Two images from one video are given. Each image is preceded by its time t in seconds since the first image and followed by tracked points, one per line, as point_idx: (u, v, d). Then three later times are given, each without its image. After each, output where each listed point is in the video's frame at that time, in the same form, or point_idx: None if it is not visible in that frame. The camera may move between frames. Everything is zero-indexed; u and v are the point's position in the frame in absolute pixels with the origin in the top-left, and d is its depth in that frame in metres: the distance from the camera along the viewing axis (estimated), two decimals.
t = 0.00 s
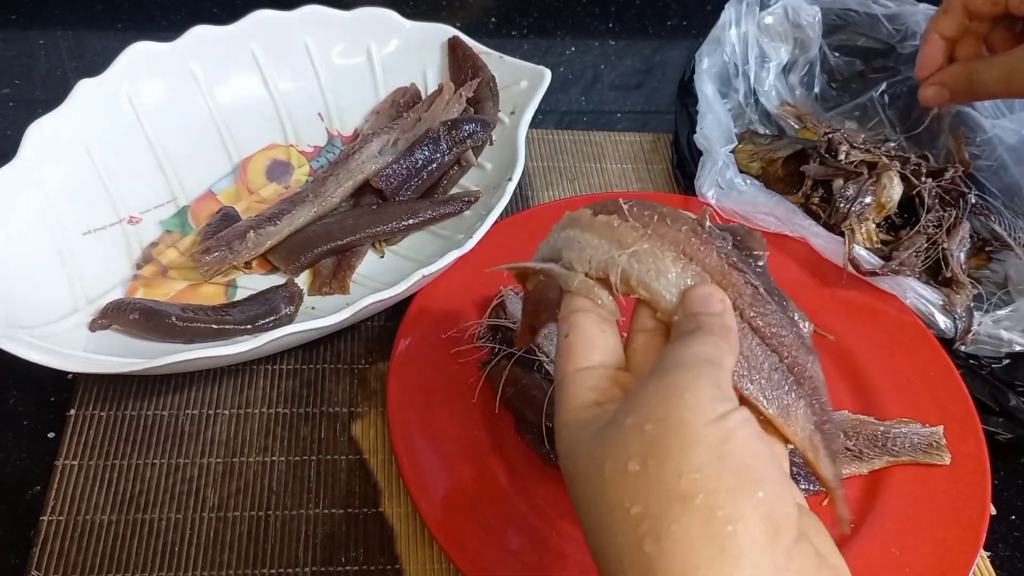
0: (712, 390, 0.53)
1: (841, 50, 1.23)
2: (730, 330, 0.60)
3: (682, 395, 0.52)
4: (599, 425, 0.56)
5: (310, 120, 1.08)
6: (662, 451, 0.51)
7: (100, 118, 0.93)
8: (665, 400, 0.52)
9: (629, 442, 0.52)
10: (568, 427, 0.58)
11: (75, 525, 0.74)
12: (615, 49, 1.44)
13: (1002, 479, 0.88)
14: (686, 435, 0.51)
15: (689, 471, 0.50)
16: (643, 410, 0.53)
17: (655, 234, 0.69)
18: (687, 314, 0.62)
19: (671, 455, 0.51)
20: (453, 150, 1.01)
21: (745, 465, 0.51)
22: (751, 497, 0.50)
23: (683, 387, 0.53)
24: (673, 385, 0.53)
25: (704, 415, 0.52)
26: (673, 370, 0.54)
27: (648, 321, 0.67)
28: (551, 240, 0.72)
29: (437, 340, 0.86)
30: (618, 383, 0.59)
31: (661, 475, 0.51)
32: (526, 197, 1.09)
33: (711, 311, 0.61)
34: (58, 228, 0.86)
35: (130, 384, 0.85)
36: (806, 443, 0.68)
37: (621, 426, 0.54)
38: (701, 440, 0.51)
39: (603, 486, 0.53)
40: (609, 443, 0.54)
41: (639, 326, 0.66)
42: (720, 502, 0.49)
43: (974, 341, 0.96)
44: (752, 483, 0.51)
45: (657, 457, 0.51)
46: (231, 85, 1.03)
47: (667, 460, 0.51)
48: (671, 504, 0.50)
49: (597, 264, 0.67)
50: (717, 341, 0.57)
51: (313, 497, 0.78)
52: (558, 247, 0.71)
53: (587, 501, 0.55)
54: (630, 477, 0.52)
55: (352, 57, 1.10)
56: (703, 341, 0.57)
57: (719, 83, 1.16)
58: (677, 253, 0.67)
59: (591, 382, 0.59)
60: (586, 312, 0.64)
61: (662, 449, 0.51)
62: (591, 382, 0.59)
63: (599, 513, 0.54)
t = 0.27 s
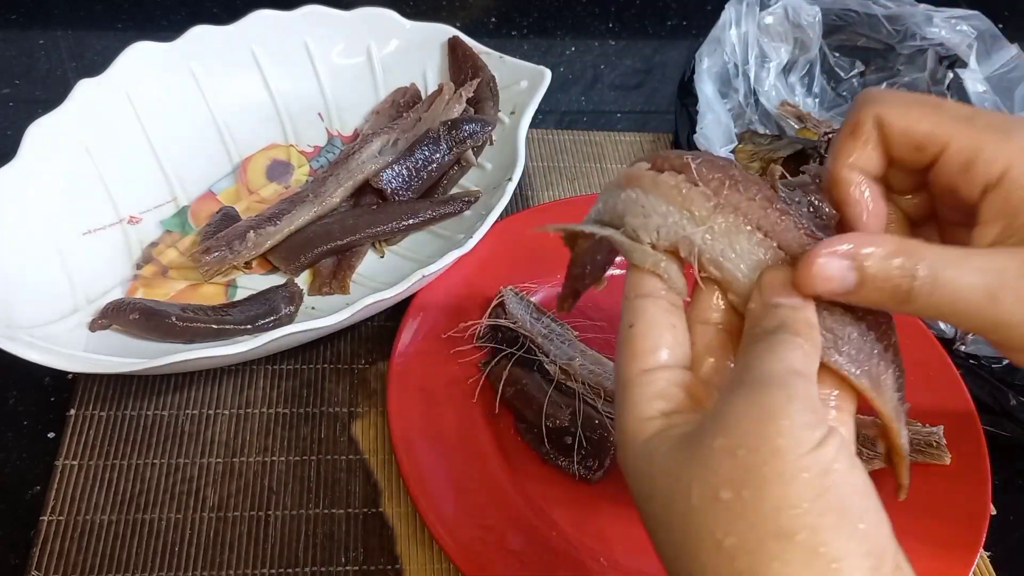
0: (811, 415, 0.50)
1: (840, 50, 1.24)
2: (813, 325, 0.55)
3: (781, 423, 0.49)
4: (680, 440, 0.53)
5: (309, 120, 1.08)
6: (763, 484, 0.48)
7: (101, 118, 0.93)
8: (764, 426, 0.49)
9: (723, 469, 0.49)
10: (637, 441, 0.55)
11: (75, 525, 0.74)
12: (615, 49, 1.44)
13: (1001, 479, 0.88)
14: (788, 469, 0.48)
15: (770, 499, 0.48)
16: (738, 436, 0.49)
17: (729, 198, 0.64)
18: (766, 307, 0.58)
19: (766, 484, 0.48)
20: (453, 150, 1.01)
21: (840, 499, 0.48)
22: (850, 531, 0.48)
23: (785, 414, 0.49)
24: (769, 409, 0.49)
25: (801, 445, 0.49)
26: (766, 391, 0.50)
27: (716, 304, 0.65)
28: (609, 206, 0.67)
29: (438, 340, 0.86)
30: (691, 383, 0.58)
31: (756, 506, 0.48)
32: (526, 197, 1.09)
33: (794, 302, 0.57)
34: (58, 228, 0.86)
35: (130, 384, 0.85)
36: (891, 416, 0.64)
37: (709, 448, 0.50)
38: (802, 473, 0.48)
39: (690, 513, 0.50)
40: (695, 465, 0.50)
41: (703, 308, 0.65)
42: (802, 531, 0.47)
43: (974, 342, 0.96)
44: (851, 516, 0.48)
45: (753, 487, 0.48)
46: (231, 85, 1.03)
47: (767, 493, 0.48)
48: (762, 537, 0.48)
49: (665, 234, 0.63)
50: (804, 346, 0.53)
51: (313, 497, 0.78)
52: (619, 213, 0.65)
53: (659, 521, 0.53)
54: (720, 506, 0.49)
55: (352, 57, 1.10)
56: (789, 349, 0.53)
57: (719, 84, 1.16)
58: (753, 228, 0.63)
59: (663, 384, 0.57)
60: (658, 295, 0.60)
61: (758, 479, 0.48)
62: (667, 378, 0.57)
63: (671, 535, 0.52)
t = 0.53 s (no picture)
0: (772, 429, 0.48)
1: (840, 50, 1.24)
2: (763, 324, 0.53)
3: (742, 442, 0.47)
4: (646, 463, 0.51)
5: (309, 120, 1.08)
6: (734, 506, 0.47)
7: (100, 118, 0.93)
8: (722, 445, 0.47)
9: (690, 495, 0.48)
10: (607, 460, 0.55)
11: (75, 525, 0.74)
12: (615, 49, 1.44)
13: (1001, 479, 0.88)
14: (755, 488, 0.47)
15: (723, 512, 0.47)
16: (702, 461, 0.47)
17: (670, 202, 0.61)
18: (715, 311, 0.56)
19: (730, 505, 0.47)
20: (453, 150, 1.01)
21: (813, 513, 0.47)
22: (825, 544, 0.47)
23: (749, 434, 0.47)
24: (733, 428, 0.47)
25: (768, 460, 0.47)
26: (724, 407, 0.47)
27: (667, 304, 0.63)
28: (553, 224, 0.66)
29: (438, 340, 0.86)
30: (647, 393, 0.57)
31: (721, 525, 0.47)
32: (526, 197, 1.09)
33: (740, 302, 0.55)
34: (58, 228, 0.86)
35: (130, 384, 0.85)
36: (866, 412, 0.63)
37: (675, 473, 0.49)
38: (768, 492, 0.47)
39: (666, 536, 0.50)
40: (661, 490, 0.49)
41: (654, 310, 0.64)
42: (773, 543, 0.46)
43: (974, 341, 0.97)
44: (823, 528, 0.47)
45: (719, 511, 0.47)
46: (231, 85, 1.03)
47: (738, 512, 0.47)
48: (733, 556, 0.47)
49: (608, 247, 0.62)
50: (758, 349, 0.51)
51: (313, 497, 0.78)
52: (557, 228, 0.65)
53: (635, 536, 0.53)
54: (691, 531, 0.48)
55: (352, 57, 1.10)
56: (745, 355, 0.51)
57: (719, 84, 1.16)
58: (696, 229, 0.60)
59: (625, 393, 0.57)
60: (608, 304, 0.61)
61: (722, 497, 0.47)
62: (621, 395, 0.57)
63: (652, 553, 0.51)
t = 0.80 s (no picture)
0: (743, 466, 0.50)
1: (840, 50, 1.24)
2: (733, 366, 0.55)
3: (722, 470, 0.49)
4: (621, 486, 0.52)
5: (309, 120, 1.08)
6: (704, 527, 0.48)
7: (100, 118, 0.93)
8: (702, 473, 0.49)
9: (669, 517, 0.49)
10: (570, 485, 0.55)
11: (75, 525, 0.74)
12: (615, 49, 1.44)
13: (1001, 480, 0.88)
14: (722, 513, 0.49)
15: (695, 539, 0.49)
16: (680, 481, 0.49)
17: (651, 233, 0.60)
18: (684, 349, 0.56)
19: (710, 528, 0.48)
20: (453, 150, 1.01)
21: (777, 539, 0.49)
22: None
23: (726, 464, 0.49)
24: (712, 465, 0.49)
25: (743, 492, 0.49)
26: (699, 439, 0.50)
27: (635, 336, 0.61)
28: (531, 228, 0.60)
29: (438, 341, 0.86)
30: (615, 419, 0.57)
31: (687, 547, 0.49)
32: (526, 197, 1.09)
33: (713, 344, 0.55)
34: (58, 228, 0.86)
35: (130, 384, 0.85)
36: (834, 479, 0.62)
37: (652, 492, 0.50)
38: (738, 521, 0.48)
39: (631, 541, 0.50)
40: (636, 511, 0.50)
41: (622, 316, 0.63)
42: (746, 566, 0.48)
43: (974, 341, 0.96)
44: (795, 560, 0.49)
45: (695, 533, 0.48)
46: (231, 85, 1.03)
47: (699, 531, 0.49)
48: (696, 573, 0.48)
49: (591, 265, 0.59)
50: (732, 387, 0.53)
51: (313, 498, 0.78)
52: (545, 237, 0.59)
53: (591, 549, 0.53)
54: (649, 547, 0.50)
55: (352, 57, 1.10)
56: (720, 390, 0.52)
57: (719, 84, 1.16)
58: (672, 268, 0.60)
59: (595, 418, 0.56)
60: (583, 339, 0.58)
61: (692, 517, 0.49)
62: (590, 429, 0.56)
63: None
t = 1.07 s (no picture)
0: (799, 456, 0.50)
1: (840, 50, 1.24)
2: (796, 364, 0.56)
3: (773, 459, 0.49)
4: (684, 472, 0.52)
5: (309, 120, 1.08)
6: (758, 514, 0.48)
7: (100, 118, 0.93)
8: (757, 463, 0.49)
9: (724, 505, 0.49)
10: (631, 482, 0.55)
11: (75, 525, 0.74)
12: (615, 49, 1.44)
13: (1001, 480, 0.88)
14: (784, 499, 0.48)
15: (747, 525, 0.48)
16: (736, 471, 0.49)
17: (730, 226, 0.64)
18: (745, 348, 0.58)
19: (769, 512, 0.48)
20: (453, 151, 1.01)
21: (835, 528, 0.49)
22: (846, 560, 0.48)
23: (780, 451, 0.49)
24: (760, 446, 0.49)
25: (793, 480, 0.49)
26: (757, 426, 0.50)
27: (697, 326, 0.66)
28: (619, 231, 0.63)
29: (438, 341, 0.86)
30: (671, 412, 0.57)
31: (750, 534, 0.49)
32: (526, 197, 1.09)
33: (774, 342, 0.57)
34: (58, 229, 0.86)
35: (130, 384, 0.85)
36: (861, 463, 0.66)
37: (705, 483, 0.50)
38: (793, 508, 0.48)
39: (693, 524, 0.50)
40: (690, 498, 0.50)
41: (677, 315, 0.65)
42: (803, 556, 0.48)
43: (974, 341, 0.97)
44: (846, 544, 0.49)
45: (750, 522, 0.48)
46: (231, 85, 1.03)
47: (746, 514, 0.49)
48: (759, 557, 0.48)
49: (679, 270, 0.63)
50: (788, 381, 0.53)
51: (313, 498, 0.78)
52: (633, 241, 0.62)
53: (649, 542, 0.54)
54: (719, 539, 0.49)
55: (352, 57, 1.10)
56: (781, 384, 0.53)
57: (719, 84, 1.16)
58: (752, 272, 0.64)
59: (654, 419, 0.56)
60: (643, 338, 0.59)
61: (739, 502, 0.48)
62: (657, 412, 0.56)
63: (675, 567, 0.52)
